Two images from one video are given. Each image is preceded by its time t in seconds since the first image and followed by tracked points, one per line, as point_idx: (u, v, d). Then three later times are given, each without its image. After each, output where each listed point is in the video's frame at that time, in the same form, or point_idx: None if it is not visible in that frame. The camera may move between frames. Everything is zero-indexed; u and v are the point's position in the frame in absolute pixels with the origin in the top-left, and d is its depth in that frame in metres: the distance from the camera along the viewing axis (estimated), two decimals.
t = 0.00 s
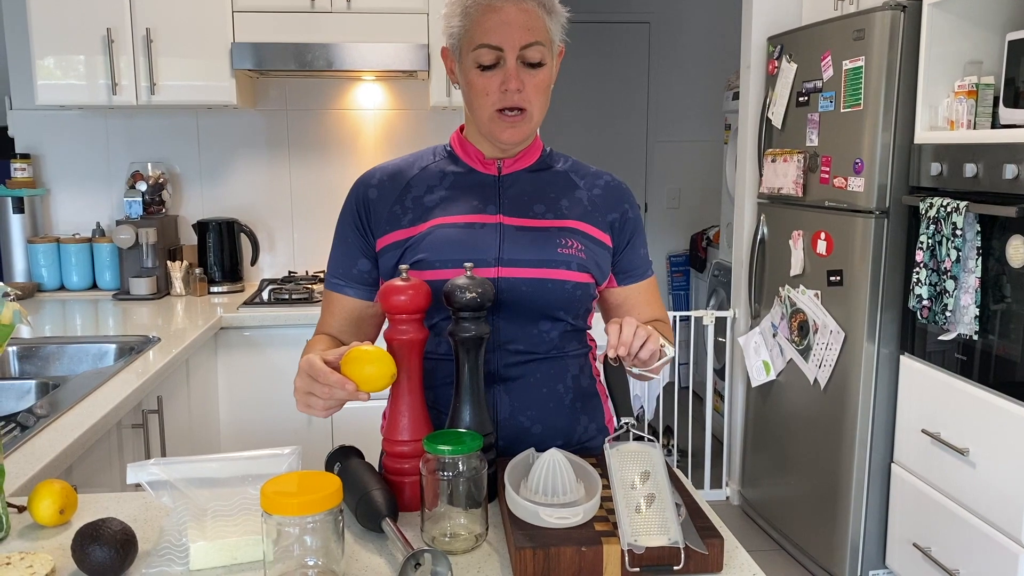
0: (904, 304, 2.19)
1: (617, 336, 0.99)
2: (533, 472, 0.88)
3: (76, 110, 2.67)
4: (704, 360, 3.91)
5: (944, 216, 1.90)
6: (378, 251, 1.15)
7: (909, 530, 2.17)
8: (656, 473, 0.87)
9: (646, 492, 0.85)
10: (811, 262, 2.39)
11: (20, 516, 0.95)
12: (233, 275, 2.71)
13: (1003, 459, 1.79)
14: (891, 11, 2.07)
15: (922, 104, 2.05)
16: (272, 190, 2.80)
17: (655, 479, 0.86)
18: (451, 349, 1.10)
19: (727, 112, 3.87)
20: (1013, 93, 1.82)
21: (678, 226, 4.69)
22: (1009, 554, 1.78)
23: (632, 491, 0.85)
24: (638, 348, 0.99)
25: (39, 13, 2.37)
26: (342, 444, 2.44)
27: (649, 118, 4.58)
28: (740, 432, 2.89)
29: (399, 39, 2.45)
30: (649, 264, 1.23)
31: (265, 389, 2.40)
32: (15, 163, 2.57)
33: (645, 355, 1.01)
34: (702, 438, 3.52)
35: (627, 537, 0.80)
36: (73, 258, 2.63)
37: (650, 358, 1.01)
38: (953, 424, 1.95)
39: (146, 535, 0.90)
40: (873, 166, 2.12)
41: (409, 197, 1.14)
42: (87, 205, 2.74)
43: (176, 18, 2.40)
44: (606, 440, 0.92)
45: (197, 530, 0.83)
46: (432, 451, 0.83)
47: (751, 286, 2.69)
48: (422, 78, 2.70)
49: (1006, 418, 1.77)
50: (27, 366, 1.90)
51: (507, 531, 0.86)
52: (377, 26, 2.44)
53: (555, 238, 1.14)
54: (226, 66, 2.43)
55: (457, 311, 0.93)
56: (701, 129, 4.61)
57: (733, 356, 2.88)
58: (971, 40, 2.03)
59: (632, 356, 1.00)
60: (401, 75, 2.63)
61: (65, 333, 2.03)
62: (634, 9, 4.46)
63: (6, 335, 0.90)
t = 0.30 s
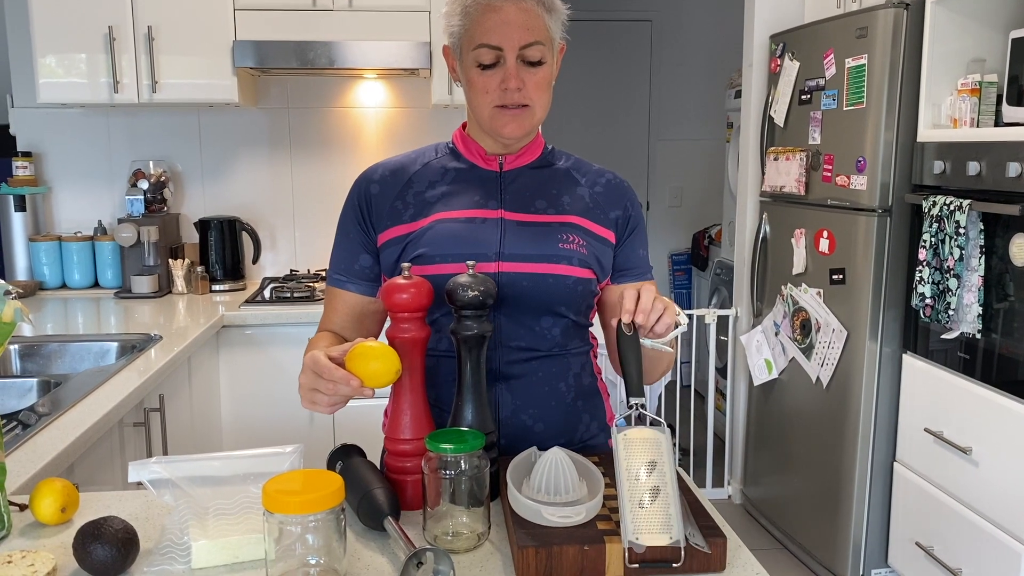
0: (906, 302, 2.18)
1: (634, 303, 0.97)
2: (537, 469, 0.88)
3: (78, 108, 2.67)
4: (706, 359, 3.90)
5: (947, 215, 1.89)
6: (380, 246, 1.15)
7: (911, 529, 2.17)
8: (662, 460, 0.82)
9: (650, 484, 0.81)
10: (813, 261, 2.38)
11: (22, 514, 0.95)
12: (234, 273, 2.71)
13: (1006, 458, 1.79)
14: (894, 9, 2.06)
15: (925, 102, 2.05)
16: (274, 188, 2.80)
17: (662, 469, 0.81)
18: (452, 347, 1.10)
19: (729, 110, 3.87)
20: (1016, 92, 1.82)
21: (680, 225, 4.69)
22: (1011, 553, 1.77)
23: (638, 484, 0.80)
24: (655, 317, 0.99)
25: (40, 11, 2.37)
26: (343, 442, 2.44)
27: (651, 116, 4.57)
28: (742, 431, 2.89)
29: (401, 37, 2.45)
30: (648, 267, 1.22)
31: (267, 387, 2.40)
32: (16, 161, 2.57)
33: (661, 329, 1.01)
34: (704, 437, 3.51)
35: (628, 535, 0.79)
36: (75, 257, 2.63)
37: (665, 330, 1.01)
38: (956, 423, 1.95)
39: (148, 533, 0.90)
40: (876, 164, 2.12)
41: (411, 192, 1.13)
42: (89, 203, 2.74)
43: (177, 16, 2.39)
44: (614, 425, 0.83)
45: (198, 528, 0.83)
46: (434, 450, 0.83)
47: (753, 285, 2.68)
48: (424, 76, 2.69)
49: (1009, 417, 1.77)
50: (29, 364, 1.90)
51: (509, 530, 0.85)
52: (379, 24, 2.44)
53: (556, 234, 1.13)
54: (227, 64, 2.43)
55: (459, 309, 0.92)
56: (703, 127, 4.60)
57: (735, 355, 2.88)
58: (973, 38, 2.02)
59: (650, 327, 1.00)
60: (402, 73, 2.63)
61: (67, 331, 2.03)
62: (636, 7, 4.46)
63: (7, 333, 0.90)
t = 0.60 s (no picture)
0: (909, 301, 2.18)
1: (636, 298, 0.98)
2: (539, 467, 0.88)
3: (80, 107, 2.67)
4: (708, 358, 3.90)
5: (949, 213, 1.89)
6: (382, 246, 1.15)
7: (913, 528, 2.16)
8: (666, 459, 0.81)
9: (654, 483, 0.80)
10: (816, 260, 2.38)
11: (24, 513, 0.95)
12: (236, 272, 2.71)
13: (1008, 457, 1.78)
14: (897, 6, 2.06)
15: (927, 101, 2.04)
16: (276, 187, 2.80)
17: (665, 468, 0.81)
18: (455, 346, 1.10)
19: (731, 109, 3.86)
20: (1019, 90, 1.81)
21: (681, 224, 4.68)
22: (1014, 552, 1.77)
23: (637, 483, 0.80)
24: (657, 311, 0.98)
25: (42, 9, 2.37)
26: (345, 441, 2.44)
27: (653, 115, 4.57)
28: (745, 430, 2.89)
29: (402, 36, 2.45)
30: (652, 262, 1.21)
31: (268, 386, 2.40)
32: (18, 160, 2.57)
33: (664, 323, 1.00)
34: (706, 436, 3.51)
35: (631, 533, 0.79)
36: (77, 255, 2.63)
37: (668, 325, 1.00)
38: (958, 422, 1.95)
39: (151, 531, 0.90)
40: (879, 163, 2.12)
41: (413, 191, 1.13)
42: (91, 202, 2.74)
43: (178, 15, 2.40)
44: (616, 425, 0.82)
45: (201, 526, 0.83)
46: (436, 448, 0.83)
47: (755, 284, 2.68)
48: (425, 75, 2.69)
49: (1012, 416, 1.77)
50: (32, 362, 1.90)
51: (512, 528, 0.85)
52: (381, 22, 2.44)
53: (558, 233, 1.13)
54: (228, 62, 2.43)
55: (461, 308, 0.92)
56: (705, 126, 4.60)
57: (737, 354, 2.88)
58: (976, 36, 2.02)
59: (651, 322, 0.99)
60: (404, 72, 2.63)
61: (69, 330, 2.03)
62: (638, 6, 4.46)
63: (10, 332, 0.89)
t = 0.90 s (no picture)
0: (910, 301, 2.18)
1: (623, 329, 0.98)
2: (541, 467, 0.88)
3: (83, 107, 2.67)
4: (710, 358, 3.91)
5: (951, 213, 1.89)
6: (384, 246, 1.15)
7: (915, 528, 2.16)
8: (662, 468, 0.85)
9: (651, 486, 0.83)
10: (817, 260, 2.38)
11: (27, 512, 0.95)
12: (239, 272, 2.71)
13: (1010, 457, 1.78)
14: (899, 6, 2.06)
15: (929, 100, 2.04)
16: (278, 187, 2.81)
17: (661, 475, 0.85)
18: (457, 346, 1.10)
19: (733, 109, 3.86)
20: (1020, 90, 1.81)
21: (683, 224, 4.68)
22: (1016, 551, 1.77)
23: (636, 486, 0.83)
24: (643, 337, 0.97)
25: (44, 9, 2.38)
26: (347, 440, 2.44)
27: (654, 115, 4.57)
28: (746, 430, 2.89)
29: (404, 36, 2.45)
30: (657, 262, 1.22)
31: (271, 386, 2.40)
32: (21, 161, 2.58)
33: (655, 350, 0.98)
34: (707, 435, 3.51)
35: (631, 532, 0.79)
36: (79, 255, 2.64)
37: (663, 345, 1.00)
38: (959, 422, 1.94)
39: (153, 531, 0.90)
40: (880, 163, 2.12)
41: (416, 192, 1.14)
42: (93, 202, 2.75)
43: (181, 16, 2.40)
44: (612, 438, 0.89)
45: (203, 525, 0.83)
46: (437, 447, 0.83)
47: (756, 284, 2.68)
48: (427, 75, 2.70)
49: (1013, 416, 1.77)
50: (34, 362, 1.91)
51: (513, 527, 0.86)
52: (383, 23, 2.44)
53: (560, 234, 1.13)
54: (230, 63, 2.43)
55: (462, 307, 0.93)
56: (707, 126, 4.60)
57: (739, 354, 2.88)
58: (977, 36, 2.02)
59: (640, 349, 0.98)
60: (405, 72, 2.63)
61: (71, 330, 2.04)
62: (640, 6, 4.46)
63: (13, 332, 0.90)
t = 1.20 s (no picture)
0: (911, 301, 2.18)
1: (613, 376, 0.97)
2: (540, 467, 0.89)
3: (85, 109, 2.68)
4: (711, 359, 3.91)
5: (951, 214, 1.89)
6: (386, 246, 1.15)
7: (915, 528, 2.16)
8: (653, 475, 0.90)
9: (644, 491, 0.87)
10: (818, 260, 2.38)
11: (30, 512, 0.96)
12: (240, 273, 2.72)
13: (1010, 457, 1.79)
14: (899, 7, 2.06)
15: (929, 101, 2.04)
16: (279, 188, 2.81)
17: (651, 481, 0.89)
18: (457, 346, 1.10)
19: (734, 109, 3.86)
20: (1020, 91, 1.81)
21: (684, 225, 4.69)
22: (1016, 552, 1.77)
23: (630, 491, 0.87)
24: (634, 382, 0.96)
25: (45, 11, 2.39)
26: (349, 441, 2.45)
27: (655, 116, 4.57)
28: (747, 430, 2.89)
29: (405, 38, 2.46)
30: (657, 262, 1.23)
31: (272, 386, 2.41)
32: (23, 162, 2.59)
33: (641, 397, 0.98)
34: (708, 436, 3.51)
35: (627, 528, 0.80)
36: (81, 256, 2.64)
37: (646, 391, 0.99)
38: (960, 422, 1.94)
39: (155, 530, 0.90)
40: (881, 163, 2.12)
41: (418, 192, 1.14)
42: (95, 203, 2.75)
43: (183, 18, 2.41)
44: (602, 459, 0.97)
45: (204, 525, 0.83)
46: (436, 447, 0.84)
47: (757, 285, 2.68)
48: (428, 76, 2.70)
49: (1013, 416, 1.77)
50: (36, 363, 1.91)
51: (512, 527, 0.86)
52: (384, 24, 2.44)
53: (562, 235, 1.14)
54: (232, 64, 2.44)
55: (462, 308, 0.93)
56: (708, 127, 4.60)
57: (740, 354, 2.88)
58: (977, 37, 2.02)
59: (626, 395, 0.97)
60: (406, 73, 2.63)
61: (73, 331, 2.05)
62: (640, 7, 4.46)
63: (14, 333, 0.90)
